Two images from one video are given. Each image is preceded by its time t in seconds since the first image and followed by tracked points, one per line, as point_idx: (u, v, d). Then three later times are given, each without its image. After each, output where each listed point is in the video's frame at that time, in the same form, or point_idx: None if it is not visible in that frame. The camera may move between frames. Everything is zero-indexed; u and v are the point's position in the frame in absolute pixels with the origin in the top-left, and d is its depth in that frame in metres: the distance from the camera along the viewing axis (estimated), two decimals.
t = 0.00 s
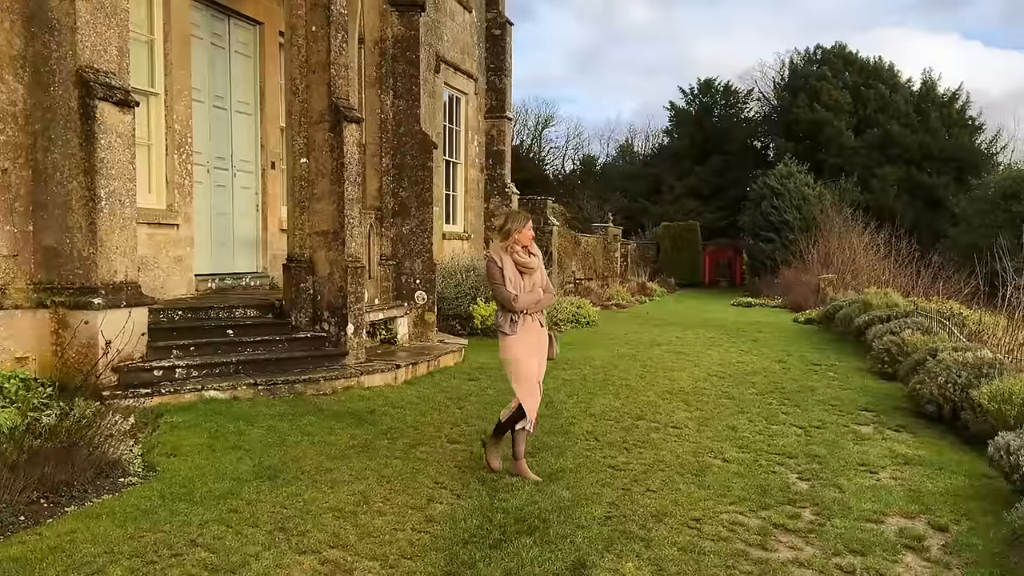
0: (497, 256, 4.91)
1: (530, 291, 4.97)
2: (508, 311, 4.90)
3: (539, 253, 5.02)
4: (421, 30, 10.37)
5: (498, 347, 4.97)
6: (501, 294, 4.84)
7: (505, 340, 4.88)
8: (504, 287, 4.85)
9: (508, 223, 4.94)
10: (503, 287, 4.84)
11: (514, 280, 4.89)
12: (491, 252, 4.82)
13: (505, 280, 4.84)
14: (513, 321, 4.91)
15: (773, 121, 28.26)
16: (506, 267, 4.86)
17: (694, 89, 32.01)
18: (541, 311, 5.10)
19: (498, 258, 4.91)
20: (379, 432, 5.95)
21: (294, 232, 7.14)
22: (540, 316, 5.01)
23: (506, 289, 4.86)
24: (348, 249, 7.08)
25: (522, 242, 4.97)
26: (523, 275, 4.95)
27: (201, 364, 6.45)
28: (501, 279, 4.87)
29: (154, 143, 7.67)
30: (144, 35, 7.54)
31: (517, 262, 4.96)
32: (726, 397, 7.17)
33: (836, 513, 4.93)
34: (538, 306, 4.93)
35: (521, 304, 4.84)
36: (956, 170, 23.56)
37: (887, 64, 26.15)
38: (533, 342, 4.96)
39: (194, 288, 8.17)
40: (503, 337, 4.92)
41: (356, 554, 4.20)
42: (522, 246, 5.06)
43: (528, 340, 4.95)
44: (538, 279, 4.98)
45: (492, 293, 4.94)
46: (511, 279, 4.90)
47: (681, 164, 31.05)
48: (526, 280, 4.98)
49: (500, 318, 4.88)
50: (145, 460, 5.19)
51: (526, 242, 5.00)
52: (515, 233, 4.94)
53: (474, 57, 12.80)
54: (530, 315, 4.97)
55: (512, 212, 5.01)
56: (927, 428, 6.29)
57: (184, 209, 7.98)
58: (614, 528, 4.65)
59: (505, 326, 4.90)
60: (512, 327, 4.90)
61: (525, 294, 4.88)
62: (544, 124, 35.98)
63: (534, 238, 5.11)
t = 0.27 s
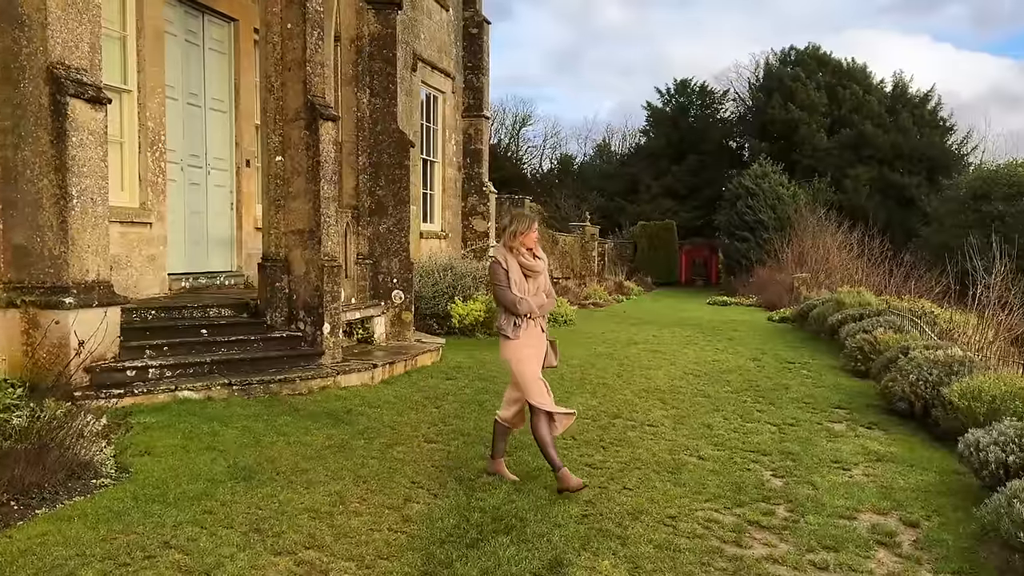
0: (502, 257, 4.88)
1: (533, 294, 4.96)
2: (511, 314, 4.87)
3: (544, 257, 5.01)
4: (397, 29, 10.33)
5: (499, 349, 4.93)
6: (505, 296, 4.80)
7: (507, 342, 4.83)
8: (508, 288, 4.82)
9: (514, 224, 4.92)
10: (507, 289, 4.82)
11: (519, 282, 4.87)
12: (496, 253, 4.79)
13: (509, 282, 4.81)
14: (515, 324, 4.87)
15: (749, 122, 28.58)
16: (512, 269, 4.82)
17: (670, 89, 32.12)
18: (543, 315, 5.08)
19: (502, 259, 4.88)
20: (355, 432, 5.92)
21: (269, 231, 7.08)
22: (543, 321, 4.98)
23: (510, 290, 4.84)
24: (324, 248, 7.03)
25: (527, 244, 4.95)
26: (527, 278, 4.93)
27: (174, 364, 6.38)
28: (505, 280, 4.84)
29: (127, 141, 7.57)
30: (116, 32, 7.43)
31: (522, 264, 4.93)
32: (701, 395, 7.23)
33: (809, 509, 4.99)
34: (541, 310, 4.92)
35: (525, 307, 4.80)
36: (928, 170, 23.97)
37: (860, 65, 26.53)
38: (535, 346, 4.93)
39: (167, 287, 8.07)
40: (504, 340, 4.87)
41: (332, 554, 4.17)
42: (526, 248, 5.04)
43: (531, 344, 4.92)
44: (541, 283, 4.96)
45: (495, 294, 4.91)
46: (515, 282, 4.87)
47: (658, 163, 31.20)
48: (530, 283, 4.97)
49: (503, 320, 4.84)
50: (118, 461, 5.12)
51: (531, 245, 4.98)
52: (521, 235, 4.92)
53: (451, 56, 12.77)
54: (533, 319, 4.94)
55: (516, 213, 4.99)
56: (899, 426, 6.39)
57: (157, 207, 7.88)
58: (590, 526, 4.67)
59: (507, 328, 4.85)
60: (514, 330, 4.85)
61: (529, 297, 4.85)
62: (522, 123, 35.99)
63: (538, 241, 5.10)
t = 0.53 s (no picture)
0: (509, 260, 4.61)
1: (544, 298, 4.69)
2: (522, 319, 4.58)
3: (552, 260, 4.75)
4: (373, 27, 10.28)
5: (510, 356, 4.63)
6: (516, 299, 4.51)
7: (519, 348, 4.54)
8: (519, 292, 4.53)
9: (519, 227, 4.67)
10: (518, 292, 4.53)
11: (528, 286, 4.60)
12: (505, 257, 4.51)
13: (519, 285, 4.53)
14: (528, 329, 4.57)
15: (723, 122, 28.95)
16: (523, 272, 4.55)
17: (645, 88, 32.23)
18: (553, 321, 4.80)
19: (510, 263, 4.61)
20: (330, 431, 5.89)
21: (243, 229, 7.02)
22: (555, 326, 4.71)
23: (520, 294, 4.55)
24: (298, 247, 6.98)
25: (534, 246, 4.69)
26: (537, 282, 4.66)
27: (146, 364, 6.29)
28: (515, 284, 4.56)
29: (98, 138, 7.45)
30: (87, 28, 7.31)
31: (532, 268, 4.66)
32: (676, 393, 7.29)
33: (782, 506, 5.05)
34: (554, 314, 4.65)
35: (539, 310, 4.53)
36: (899, 170, 24.32)
37: (832, 66, 26.90)
38: (546, 353, 4.66)
39: (139, 286, 7.96)
40: (516, 346, 4.57)
41: (307, 555, 4.15)
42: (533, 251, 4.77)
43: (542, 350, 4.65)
44: (552, 286, 4.70)
45: (504, 300, 4.61)
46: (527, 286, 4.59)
47: (634, 163, 31.32)
48: (540, 287, 4.69)
49: (514, 325, 4.55)
50: (89, 462, 5.05)
51: (538, 248, 4.72)
52: (527, 238, 4.66)
53: (427, 54, 12.73)
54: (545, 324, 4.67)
55: (522, 215, 4.73)
56: (870, 423, 6.48)
57: (128, 205, 7.77)
58: (566, 524, 4.69)
59: (519, 333, 4.55)
60: (527, 335, 4.55)
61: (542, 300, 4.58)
62: (498, 122, 35.98)
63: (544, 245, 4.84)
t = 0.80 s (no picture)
0: (514, 256, 4.53)
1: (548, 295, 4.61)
2: (526, 317, 4.52)
3: (558, 256, 4.66)
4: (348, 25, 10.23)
5: (511, 354, 4.58)
6: (520, 298, 4.45)
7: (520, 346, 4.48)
8: (523, 290, 4.47)
9: (525, 222, 4.56)
10: (521, 290, 4.47)
11: (533, 283, 4.53)
12: (510, 253, 4.43)
13: (523, 283, 4.46)
14: (531, 327, 4.51)
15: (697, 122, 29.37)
16: (527, 270, 4.47)
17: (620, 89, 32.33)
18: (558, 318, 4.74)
19: (515, 259, 4.53)
20: (305, 431, 5.85)
21: (216, 228, 6.95)
22: (558, 325, 4.63)
23: (525, 292, 4.49)
24: (273, 246, 6.93)
25: (541, 242, 4.59)
26: (541, 279, 4.58)
27: (118, 364, 6.20)
28: (519, 281, 4.48)
29: (68, 136, 7.33)
30: (57, 24, 7.20)
31: (537, 265, 4.57)
32: (651, 391, 7.34)
33: (755, 502, 5.11)
34: (559, 312, 4.57)
35: (543, 308, 4.46)
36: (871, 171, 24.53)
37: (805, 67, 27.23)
38: (551, 351, 4.58)
39: (110, 286, 7.85)
40: (518, 344, 4.52)
41: (281, 555, 4.12)
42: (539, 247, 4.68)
43: (545, 350, 4.56)
44: (558, 283, 4.62)
45: (508, 297, 4.54)
46: (530, 283, 4.52)
47: (609, 163, 31.45)
48: (545, 284, 4.61)
49: (517, 323, 4.49)
50: (59, 464, 4.96)
51: (545, 244, 4.62)
52: (534, 233, 4.55)
53: (403, 52, 12.69)
54: (549, 322, 4.59)
55: (528, 211, 4.63)
56: (841, 420, 6.58)
57: (99, 204, 7.67)
58: (542, 522, 4.70)
59: (522, 331, 4.49)
60: (530, 334, 4.49)
61: (546, 298, 4.50)
62: (475, 121, 35.94)
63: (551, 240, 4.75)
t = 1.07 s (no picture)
0: (514, 262, 4.52)
1: (549, 301, 4.56)
2: (525, 324, 4.49)
3: (560, 261, 4.62)
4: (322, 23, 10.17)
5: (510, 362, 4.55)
6: (517, 305, 4.43)
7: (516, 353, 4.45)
8: (520, 296, 4.45)
9: (525, 226, 4.55)
10: (518, 297, 4.44)
11: (532, 289, 4.50)
12: (507, 258, 4.43)
13: (521, 289, 4.43)
14: (529, 334, 4.47)
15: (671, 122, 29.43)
16: (525, 275, 4.45)
17: (595, 89, 32.42)
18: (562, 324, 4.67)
19: (514, 265, 4.52)
20: (279, 432, 5.81)
21: (187, 227, 6.87)
22: (561, 331, 4.55)
23: (522, 298, 4.46)
24: (246, 245, 6.87)
25: (542, 246, 4.57)
26: (542, 285, 4.54)
27: (89, 365, 6.11)
28: (517, 288, 4.47)
29: (36, 134, 7.21)
30: (25, 20, 7.07)
31: (537, 271, 4.55)
32: (626, 389, 7.39)
33: (728, 498, 5.17)
34: (559, 318, 4.50)
35: (540, 314, 4.41)
36: (842, 171, 25.00)
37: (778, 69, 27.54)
38: (552, 359, 4.50)
39: (79, 286, 7.73)
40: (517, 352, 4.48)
41: (255, 556, 4.10)
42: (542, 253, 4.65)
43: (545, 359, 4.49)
44: (559, 289, 4.56)
45: (508, 303, 4.53)
46: (529, 289, 4.49)
47: (585, 162, 31.55)
48: (546, 290, 4.57)
49: (515, 330, 4.47)
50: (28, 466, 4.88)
51: (546, 248, 4.59)
52: (534, 238, 4.53)
53: (378, 51, 12.63)
54: (550, 329, 4.53)
55: (531, 216, 4.62)
56: (812, 416, 6.68)
57: (69, 202, 7.55)
58: (517, 520, 4.72)
59: (519, 338, 4.46)
60: (528, 341, 4.45)
61: (544, 304, 4.46)
62: (450, 120, 35.86)
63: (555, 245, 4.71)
